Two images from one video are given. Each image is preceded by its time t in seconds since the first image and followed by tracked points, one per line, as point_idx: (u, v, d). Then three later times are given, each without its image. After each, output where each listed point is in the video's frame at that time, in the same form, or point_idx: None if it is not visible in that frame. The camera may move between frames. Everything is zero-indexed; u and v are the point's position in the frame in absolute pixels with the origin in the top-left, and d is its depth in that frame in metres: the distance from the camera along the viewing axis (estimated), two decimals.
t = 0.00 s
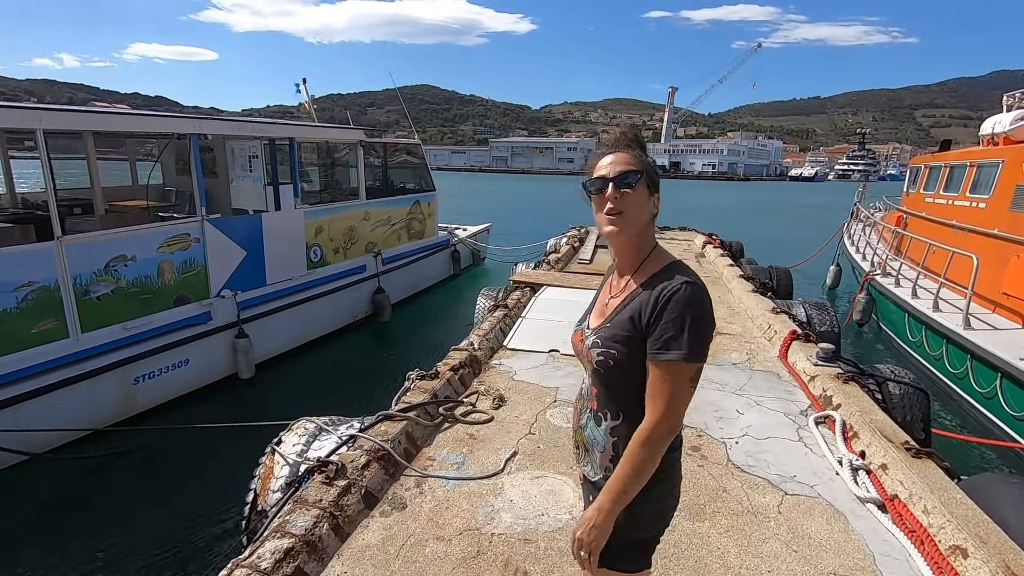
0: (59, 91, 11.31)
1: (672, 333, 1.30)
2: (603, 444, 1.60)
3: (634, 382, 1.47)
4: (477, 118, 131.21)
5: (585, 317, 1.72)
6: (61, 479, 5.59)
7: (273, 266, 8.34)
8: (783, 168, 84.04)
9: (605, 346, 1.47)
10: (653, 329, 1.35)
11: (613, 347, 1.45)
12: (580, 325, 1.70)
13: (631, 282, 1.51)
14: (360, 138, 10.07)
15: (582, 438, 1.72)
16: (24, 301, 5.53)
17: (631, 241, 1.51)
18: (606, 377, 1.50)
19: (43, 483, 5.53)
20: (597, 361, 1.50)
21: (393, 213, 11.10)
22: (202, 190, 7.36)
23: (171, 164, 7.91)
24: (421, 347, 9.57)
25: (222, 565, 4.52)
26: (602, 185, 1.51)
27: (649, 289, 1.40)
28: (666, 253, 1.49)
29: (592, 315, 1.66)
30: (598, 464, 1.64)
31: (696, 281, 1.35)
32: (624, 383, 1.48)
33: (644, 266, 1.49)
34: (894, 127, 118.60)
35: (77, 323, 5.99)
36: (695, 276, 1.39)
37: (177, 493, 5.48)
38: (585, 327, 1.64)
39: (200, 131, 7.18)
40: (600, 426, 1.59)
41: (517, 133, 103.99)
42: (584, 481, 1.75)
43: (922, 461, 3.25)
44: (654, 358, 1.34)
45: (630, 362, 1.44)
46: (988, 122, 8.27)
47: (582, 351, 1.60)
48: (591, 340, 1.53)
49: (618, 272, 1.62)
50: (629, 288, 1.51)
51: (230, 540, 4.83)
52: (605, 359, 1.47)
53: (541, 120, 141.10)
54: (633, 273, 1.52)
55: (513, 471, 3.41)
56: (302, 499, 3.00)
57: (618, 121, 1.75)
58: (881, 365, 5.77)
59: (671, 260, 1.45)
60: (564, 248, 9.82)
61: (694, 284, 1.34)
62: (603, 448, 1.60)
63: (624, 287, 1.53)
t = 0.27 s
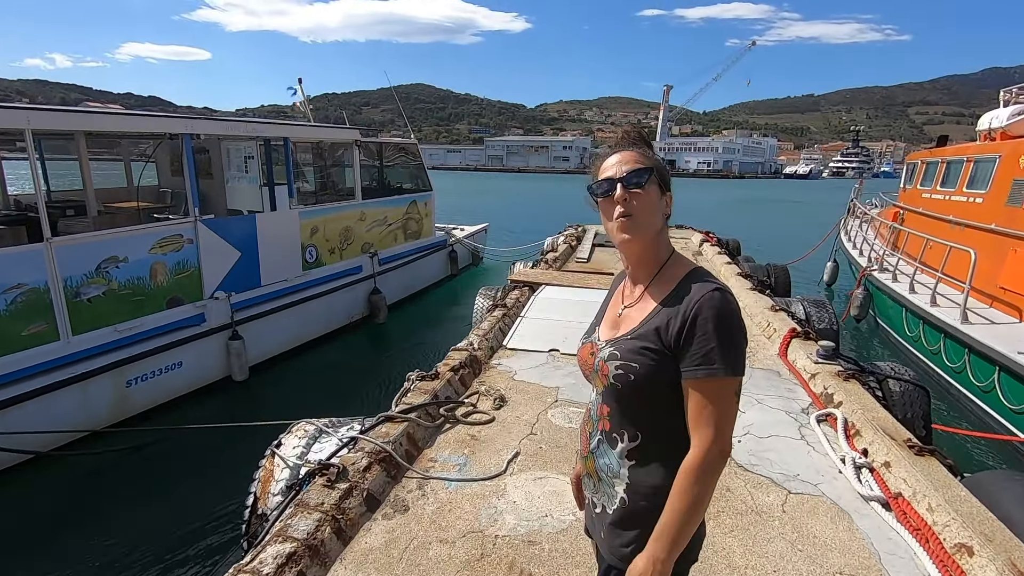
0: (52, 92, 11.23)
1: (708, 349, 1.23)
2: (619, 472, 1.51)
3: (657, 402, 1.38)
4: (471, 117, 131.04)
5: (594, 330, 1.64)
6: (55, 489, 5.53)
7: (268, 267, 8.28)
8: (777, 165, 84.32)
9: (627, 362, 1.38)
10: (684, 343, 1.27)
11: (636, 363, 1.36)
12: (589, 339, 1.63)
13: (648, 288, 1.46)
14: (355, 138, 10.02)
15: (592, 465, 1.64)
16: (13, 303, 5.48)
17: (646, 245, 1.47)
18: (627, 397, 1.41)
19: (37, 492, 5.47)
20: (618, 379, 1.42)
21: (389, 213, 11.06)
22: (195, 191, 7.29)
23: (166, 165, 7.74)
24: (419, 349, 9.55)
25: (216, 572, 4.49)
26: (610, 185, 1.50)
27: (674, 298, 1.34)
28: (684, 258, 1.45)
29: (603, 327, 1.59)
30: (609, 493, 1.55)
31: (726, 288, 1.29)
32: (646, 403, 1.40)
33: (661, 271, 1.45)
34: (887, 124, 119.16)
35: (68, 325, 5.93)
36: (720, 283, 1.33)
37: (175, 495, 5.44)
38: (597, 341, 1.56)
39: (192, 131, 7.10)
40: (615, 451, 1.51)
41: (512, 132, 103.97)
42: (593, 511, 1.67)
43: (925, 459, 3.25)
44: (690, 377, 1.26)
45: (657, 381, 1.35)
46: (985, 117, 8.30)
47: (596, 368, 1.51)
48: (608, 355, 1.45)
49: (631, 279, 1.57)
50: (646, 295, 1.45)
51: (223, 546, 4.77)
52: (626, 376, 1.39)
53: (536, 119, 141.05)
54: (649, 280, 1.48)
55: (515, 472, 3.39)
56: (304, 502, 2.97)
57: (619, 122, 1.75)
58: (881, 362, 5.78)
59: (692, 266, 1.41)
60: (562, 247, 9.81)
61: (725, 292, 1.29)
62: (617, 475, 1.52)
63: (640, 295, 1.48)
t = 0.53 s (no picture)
0: (40, 90, 11.09)
1: (743, 359, 1.19)
2: (647, 499, 1.44)
3: (683, 421, 1.32)
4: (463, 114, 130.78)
5: (601, 345, 1.57)
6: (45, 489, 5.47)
7: (258, 266, 8.21)
8: (769, 162, 84.69)
9: (651, 379, 1.32)
10: (715, 354, 1.23)
11: (663, 379, 1.30)
12: (598, 355, 1.55)
13: (660, 294, 1.42)
14: (347, 135, 9.95)
15: (613, 493, 1.56)
16: None
17: (656, 247, 1.43)
18: (653, 417, 1.34)
19: (27, 493, 5.40)
20: (643, 398, 1.34)
21: (382, 211, 11.00)
22: (183, 189, 7.22)
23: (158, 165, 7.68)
24: (412, 349, 9.53)
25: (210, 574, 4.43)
26: (613, 186, 1.47)
27: (695, 304, 1.30)
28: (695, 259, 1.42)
29: (612, 342, 1.52)
30: (638, 523, 1.48)
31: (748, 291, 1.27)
32: (672, 422, 1.33)
33: (674, 274, 1.42)
34: (876, 121, 120.01)
35: (53, 325, 5.86)
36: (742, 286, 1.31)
37: (168, 493, 5.40)
38: (609, 357, 1.49)
39: (179, 128, 7.01)
40: (641, 477, 1.44)
41: (504, 129, 103.90)
42: (616, 542, 1.59)
43: (921, 453, 3.26)
44: (724, 391, 1.22)
45: (687, 397, 1.29)
46: (977, 111, 8.35)
47: (612, 387, 1.44)
48: (627, 373, 1.37)
49: (638, 286, 1.52)
50: (661, 302, 1.41)
51: (216, 548, 4.71)
52: (653, 394, 1.32)
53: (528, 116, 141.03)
54: (661, 285, 1.43)
55: (513, 470, 3.38)
56: (300, 503, 2.94)
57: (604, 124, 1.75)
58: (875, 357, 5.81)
59: (706, 268, 1.38)
60: (556, 244, 9.80)
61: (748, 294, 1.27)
62: (644, 502, 1.45)
63: (653, 302, 1.43)
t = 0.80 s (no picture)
0: (26, 85, 10.95)
1: (746, 370, 1.17)
2: (646, 505, 1.44)
3: (685, 429, 1.31)
4: (456, 110, 130.35)
5: (602, 345, 1.57)
6: (32, 489, 5.42)
7: (248, 262, 8.15)
8: (761, 157, 84.98)
9: (650, 387, 1.31)
10: (716, 364, 1.21)
11: (661, 387, 1.29)
12: (598, 356, 1.55)
13: (663, 296, 1.40)
14: (338, 130, 9.88)
15: (612, 498, 1.56)
16: None
17: (657, 248, 1.41)
18: (652, 424, 1.34)
19: (14, 492, 5.36)
20: (641, 406, 1.34)
21: (374, 207, 10.95)
22: (170, 184, 7.14)
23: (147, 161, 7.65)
24: (404, 346, 9.52)
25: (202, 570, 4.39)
26: (611, 186, 1.45)
27: (696, 310, 1.28)
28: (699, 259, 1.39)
29: (613, 343, 1.52)
30: (637, 530, 1.47)
31: (756, 295, 1.23)
32: (673, 430, 1.32)
33: (677, 276, 1.40)
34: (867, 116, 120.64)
35: (37, 322, 5.80)
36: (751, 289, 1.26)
37: (159, 491, 5.36)
38: (608, 359, 1.48)
39: (165, 122, 6.92)
40: (640, 483, 1.43)
41: (497, 125, 103.67)
42: (615, 547, 1.58)
43: (911, 445, 3.29)
44: (727, 402, 1.20)
45: (687, 406, 1.28)
46: (968, 106, 8.39)
47: (611, 391, 1.43)
48: (626, 378, 1.36)
49: (641, 285, 1.51)
50: (662, 305, 1.39)
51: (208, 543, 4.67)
52: (651, 402, 1.31)
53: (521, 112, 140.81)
54: (664, 287, 1.42)
55: (506, 465, 3.38)
56: (292, 500, 2.92)
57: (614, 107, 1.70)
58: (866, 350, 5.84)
59: (711, 268, 1.35)
60: (549, 239, 9.79)
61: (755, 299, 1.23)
62: (643, 507, 1.45)
63: (654, 304, 1.42)
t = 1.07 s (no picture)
0: (21, 81, 10.88)
1: (733, 375, 1.16)
2: (638, 502, 1.43)
3: (673, 429, 1.31)
4: (454, 106, 130.06)
5: (597, 341, 1.58)
6: (24, 486, 5.41)
7: (241, 259, 8.13)
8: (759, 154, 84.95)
9: (636, 388, 1.31)
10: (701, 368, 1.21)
11: (647, 388, 1.30)
12: (592, 352, 1.56)
13: (655, 295, 1.40)
14: (334, 126, 9.83)
15: (604, 497, 1.56)
16: None
17: (644, 246, 1.41)
18: (638, 425, 1.34)
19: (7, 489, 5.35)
20: (627, 405, 1.34)
21: (370, 203, 10.92)
22: (161, 179, 7.10)
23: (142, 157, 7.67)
24: (400, 342, 9.52)
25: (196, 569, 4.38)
26: (603, 176, 1.45)
27: (686, 313, 1.28)
28: (695, 262, 1.39)
29: (605, 340, 1.52)
30: (630, 527, 1.47)
31: (750, 302, 1.23)
32: (660, 430, 1.32)
33: (670, 277, 1.39)
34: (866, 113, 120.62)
35: (26, 318, 5.78)
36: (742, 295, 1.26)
37: (153, 489, 5.36)
38: (601, 357, 1.48)
39: (156, 117, 6.87)
40: (632, 481, 1.43)
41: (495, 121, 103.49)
42: (608, 545, 1.58)
43: (904, 442, 3.30)
44: (716, 407, 1.18)
45: (673, 407, 1.28)
46: (965, 102, 8.38)
47: (601, 390, 1.43)
48: (615, 378, 1.37)
49: (637, 283, 1.51)
50: (652, 304, 1.40)
51: (202, 544, 4.66)
52: (636, 403, 1.32)
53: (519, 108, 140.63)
54: (657, 287, 1.42)
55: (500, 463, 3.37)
56: (285, 497, 2.92)
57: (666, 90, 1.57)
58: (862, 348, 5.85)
59: (707, 271, 1.35)
60: (546, 236, 9.77)
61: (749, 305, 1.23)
62: (635, 504, 1.44)
63: (646, 303, 1.43)
